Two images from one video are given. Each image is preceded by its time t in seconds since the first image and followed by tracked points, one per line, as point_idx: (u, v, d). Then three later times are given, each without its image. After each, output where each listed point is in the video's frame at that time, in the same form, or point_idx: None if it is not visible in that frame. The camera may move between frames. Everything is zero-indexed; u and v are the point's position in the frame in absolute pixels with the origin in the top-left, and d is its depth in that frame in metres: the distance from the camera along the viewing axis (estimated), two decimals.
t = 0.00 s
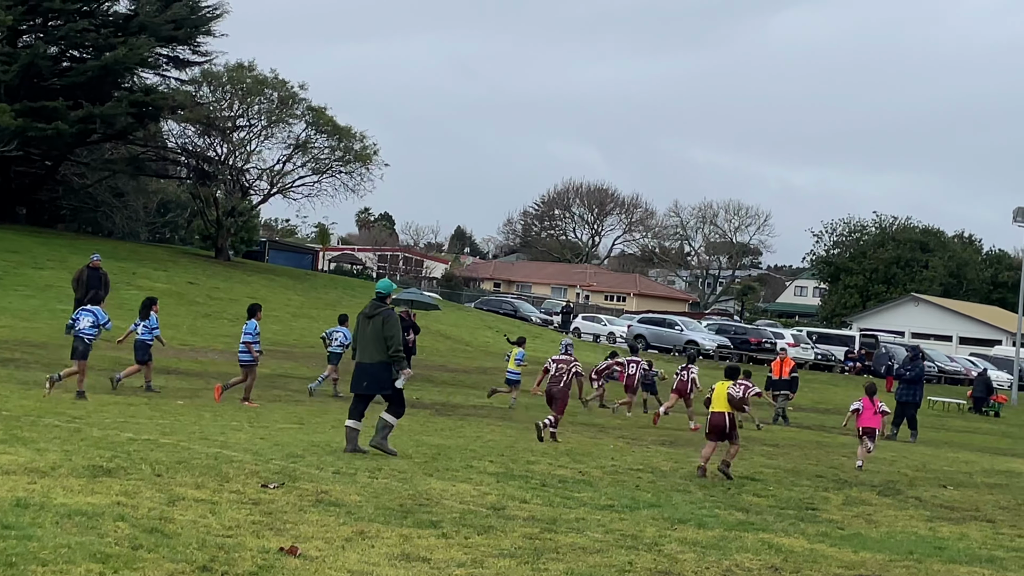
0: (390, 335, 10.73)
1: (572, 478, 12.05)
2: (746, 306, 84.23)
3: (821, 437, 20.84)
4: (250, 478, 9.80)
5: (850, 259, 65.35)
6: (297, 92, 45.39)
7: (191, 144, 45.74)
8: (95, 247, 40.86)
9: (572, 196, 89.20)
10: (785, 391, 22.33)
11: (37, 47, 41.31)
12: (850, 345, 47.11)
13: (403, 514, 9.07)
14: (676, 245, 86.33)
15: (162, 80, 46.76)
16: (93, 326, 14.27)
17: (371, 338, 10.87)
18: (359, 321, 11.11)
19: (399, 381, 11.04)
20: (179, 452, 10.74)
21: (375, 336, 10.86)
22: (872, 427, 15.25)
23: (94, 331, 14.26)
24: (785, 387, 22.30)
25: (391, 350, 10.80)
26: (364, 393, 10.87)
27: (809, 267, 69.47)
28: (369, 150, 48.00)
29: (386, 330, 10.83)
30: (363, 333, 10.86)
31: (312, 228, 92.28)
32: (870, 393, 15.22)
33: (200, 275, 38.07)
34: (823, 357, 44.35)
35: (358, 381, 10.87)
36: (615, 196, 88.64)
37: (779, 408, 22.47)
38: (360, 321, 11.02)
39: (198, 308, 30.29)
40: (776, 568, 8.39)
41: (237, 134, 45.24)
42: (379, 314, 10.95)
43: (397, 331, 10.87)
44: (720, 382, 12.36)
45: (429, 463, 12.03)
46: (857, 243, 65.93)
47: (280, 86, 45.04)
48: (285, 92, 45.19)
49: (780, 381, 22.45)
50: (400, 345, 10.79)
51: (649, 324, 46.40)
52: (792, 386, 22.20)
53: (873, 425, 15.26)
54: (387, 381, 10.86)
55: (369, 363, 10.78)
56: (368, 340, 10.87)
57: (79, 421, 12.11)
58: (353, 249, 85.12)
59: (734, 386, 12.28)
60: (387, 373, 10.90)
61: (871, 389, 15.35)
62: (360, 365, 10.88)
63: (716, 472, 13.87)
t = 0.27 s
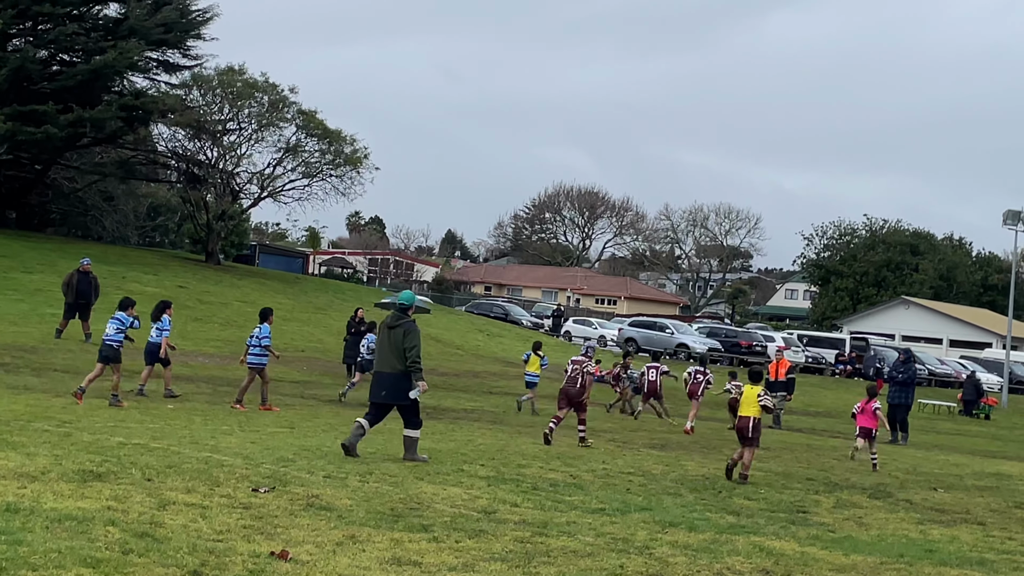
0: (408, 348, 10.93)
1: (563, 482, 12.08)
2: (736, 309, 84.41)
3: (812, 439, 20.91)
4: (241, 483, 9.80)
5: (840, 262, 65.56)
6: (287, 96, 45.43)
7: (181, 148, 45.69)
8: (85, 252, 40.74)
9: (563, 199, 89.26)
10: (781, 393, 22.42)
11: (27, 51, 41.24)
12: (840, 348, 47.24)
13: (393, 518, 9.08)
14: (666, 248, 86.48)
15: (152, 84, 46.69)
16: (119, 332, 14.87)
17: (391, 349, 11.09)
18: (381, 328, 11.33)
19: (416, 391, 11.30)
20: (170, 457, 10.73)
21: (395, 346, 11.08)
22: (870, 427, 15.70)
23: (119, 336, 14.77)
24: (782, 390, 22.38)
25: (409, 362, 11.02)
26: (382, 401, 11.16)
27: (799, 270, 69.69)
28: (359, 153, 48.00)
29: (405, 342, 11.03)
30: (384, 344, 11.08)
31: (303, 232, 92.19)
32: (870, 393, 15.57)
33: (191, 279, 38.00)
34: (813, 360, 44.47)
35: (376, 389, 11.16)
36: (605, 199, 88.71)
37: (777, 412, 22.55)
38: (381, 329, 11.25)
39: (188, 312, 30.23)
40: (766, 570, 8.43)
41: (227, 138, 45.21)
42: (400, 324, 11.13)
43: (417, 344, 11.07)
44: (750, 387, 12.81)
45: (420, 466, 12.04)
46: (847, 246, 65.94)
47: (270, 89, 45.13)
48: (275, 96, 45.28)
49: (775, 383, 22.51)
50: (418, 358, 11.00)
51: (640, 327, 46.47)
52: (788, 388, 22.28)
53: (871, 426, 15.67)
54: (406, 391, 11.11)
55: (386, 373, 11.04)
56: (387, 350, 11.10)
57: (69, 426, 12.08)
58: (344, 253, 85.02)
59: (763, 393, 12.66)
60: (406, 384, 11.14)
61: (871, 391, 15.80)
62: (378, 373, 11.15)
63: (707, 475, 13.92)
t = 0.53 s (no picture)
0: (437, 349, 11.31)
1: (559, 484, 12.08)
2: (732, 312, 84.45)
3: (808, 442, 20.94)
4: (237, 486, 9.80)
5: (835, 264, 65.63)
6: (283, 99, 45.42)
7: (177, 151, 45.72)
8: (80, 254, 40.67)
9: (558, 202, 89.27)
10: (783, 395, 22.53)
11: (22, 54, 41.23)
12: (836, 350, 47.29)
13: (390, 521, 9.08)
14: (662, 251, 86.57)
15: (148, 87, 46.70)
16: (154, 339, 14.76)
17: (417, 351, 11.39)
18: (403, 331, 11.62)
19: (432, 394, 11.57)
20: (167, 460, 10.73)
21: (420, 347, 11.40)
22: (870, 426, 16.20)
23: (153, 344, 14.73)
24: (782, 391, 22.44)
25: (435, 364, 11.37)
26: (402, 402, 11.29)
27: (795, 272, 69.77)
28: (355, 156, 48.01)
29: (431, 345, 11.40)
30: (411, 345, 11.38)
31: (298, 235, 92.11)
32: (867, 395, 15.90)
33: (186, 282, 37.98)
34: (809, 362, 44.53)
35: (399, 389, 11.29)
36: (601, 201, 88.76)
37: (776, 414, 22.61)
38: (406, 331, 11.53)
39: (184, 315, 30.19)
40: (762, 572, 8.46)
41: (223, 141, 45.21)
42: (425, 327, 11.49)
43: (441, 347, 11.46)
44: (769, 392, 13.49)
45: (417, 469, 12.05)
46: (843, 248, 66.26)
47: (266, 92, 45.13)
48: (271, 99, 45.27)
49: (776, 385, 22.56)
50: (443, 361, 11.39)
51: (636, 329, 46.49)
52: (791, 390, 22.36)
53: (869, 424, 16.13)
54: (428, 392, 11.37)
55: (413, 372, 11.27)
56: (413, 351, 11.39)
57: (66, 430, 12.07)
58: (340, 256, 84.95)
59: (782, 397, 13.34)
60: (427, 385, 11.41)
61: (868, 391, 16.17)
62: (401, 374, 11.35)
63: (703, 477, 13.94)
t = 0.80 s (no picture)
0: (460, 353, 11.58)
1: (562, 486, 12.08)
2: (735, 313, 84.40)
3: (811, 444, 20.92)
4: (240, 488, 9.81)
5: (838, 265, 65.51)
6: (286, 101, 45.41)
7: (180, 154, 45.78)
8: (83, 257, 40.74)
9: (561, 203, 89.24)
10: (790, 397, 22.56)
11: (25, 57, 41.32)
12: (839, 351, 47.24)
13: (393, 523, 9.09)
14: (665, 252, 86.58)
15: (151, 89, 46.77)
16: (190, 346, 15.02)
17: (440, 356, 11.63)
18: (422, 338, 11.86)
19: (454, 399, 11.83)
20: (170, 463, 10.74)
21: (442, 353, 11.67)
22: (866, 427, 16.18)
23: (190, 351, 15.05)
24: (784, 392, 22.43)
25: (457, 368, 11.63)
26: (427, 406, 11.50)
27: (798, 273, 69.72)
28: (358, 158, 48.04)
29: (453, 350, 11.68)
30: (435, 350, 11.61)
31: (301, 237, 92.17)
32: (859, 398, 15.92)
33: (189, 284, 38.03)
34: (812, 364, 44.50)
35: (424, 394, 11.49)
36: (604, 203, 88.72)
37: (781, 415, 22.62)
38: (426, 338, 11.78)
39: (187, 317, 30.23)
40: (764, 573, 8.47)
41: (225, 144, 45.25)
42: (446, 333, 11.77)
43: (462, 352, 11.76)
44: (789, 396, 13.51)
45: (420, 471, 12.06)
46: (846, 249, 66.14)
47: (268, 94, 45.09)
48: (273, 101, 45.22)
49: (784, 388, 22.55)
50: (465, 367, 11.69)
51: (639, 331, 46.47)
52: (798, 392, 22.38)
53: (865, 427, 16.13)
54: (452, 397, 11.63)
55: (437, 378, 11.50)
56: (435, 357, 11.64)
57: (69, 432, 12.07)
58: (342, 258, 84.94)
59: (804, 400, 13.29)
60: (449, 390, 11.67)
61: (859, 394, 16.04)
62: (425, 379, 11.54)
63: (706, 479, 13.94)
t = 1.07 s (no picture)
0: (484, 351, 11.67)
1: (574, 488, 12.03)
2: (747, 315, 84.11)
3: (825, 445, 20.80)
4: (253, 490, 9.80)
5: (850, 267, 65.25)
6: (297, 103, 45.51)
7: (191, 156, 45.89)
8: (96, 259, 40.90)
9: (572, 205, 89.12)
10: (804, 399, 22.45)
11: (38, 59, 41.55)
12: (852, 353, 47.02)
13: (406, 525, 9.05)
14: (676, 254, 86.36)
15: (163, 92, 46.91)
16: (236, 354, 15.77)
17: (464, 355, 11.74)
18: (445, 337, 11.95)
19: (480, 398, 11.94)
20: (182, 466, 10.72)
21: (466, 351, 11.76)
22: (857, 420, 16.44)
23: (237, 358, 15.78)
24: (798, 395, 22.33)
25: (481, 366, 11.74)
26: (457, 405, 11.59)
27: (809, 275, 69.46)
28: (369, 160, 48.10)
29: (478, 348, 11.78)
30: (457, 349, 11.73)
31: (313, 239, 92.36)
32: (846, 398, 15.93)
33: (201, 286, 38.14)
34: (824, 366, 44.31)
35: (450, 393, 11.58)
36: (615, 205, 88.58)
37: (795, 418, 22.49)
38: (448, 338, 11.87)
39: (199, 319, 30.29)
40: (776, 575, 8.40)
41: (237, 146, 45.38)
42: (470, 332, 11.87)
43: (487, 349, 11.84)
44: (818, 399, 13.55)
45: (431, 474, 12.04)
46: (857, 251, 65.89)
47: (280, 97, 45.24)
48: (285, 103, 45.36)
49: (800, 390, 22.45)
50: (489, 363, 11.79)
51: (651, 333, 46.35)
52: (812, 394, 22.27)
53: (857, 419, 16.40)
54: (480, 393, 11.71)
55: (462, 377, 11.60)
56: (459, 355, 11.74)
57: (82, 434, 12.08)
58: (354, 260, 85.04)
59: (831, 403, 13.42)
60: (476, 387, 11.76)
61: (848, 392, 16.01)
62: (451, 378, 11.64)
63: (718, 481, 13.86)
